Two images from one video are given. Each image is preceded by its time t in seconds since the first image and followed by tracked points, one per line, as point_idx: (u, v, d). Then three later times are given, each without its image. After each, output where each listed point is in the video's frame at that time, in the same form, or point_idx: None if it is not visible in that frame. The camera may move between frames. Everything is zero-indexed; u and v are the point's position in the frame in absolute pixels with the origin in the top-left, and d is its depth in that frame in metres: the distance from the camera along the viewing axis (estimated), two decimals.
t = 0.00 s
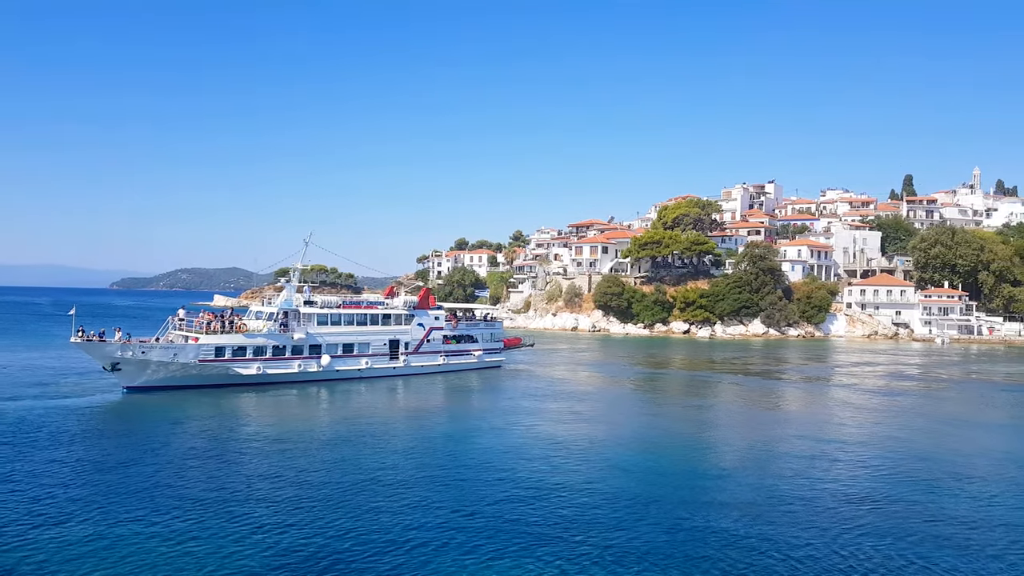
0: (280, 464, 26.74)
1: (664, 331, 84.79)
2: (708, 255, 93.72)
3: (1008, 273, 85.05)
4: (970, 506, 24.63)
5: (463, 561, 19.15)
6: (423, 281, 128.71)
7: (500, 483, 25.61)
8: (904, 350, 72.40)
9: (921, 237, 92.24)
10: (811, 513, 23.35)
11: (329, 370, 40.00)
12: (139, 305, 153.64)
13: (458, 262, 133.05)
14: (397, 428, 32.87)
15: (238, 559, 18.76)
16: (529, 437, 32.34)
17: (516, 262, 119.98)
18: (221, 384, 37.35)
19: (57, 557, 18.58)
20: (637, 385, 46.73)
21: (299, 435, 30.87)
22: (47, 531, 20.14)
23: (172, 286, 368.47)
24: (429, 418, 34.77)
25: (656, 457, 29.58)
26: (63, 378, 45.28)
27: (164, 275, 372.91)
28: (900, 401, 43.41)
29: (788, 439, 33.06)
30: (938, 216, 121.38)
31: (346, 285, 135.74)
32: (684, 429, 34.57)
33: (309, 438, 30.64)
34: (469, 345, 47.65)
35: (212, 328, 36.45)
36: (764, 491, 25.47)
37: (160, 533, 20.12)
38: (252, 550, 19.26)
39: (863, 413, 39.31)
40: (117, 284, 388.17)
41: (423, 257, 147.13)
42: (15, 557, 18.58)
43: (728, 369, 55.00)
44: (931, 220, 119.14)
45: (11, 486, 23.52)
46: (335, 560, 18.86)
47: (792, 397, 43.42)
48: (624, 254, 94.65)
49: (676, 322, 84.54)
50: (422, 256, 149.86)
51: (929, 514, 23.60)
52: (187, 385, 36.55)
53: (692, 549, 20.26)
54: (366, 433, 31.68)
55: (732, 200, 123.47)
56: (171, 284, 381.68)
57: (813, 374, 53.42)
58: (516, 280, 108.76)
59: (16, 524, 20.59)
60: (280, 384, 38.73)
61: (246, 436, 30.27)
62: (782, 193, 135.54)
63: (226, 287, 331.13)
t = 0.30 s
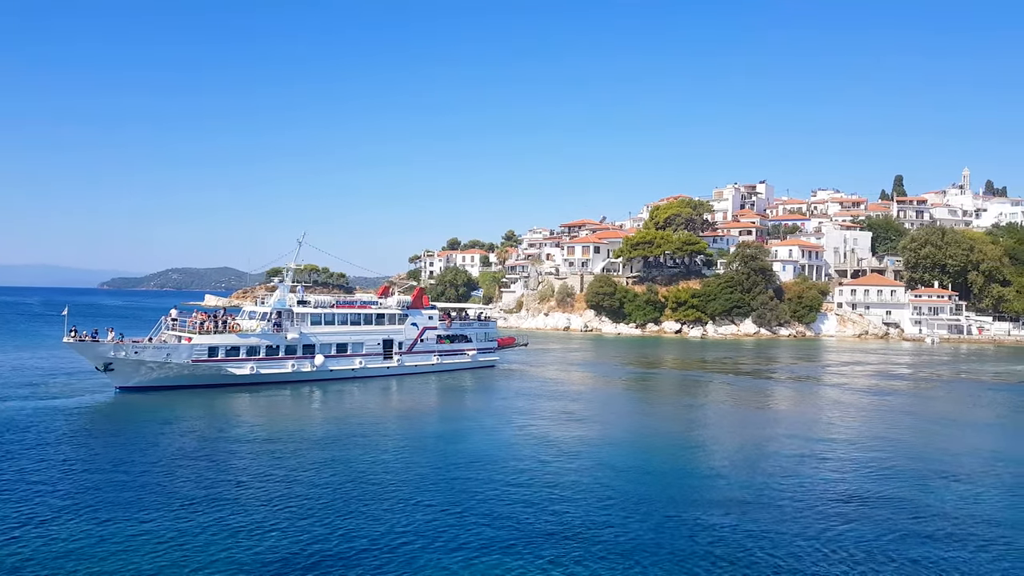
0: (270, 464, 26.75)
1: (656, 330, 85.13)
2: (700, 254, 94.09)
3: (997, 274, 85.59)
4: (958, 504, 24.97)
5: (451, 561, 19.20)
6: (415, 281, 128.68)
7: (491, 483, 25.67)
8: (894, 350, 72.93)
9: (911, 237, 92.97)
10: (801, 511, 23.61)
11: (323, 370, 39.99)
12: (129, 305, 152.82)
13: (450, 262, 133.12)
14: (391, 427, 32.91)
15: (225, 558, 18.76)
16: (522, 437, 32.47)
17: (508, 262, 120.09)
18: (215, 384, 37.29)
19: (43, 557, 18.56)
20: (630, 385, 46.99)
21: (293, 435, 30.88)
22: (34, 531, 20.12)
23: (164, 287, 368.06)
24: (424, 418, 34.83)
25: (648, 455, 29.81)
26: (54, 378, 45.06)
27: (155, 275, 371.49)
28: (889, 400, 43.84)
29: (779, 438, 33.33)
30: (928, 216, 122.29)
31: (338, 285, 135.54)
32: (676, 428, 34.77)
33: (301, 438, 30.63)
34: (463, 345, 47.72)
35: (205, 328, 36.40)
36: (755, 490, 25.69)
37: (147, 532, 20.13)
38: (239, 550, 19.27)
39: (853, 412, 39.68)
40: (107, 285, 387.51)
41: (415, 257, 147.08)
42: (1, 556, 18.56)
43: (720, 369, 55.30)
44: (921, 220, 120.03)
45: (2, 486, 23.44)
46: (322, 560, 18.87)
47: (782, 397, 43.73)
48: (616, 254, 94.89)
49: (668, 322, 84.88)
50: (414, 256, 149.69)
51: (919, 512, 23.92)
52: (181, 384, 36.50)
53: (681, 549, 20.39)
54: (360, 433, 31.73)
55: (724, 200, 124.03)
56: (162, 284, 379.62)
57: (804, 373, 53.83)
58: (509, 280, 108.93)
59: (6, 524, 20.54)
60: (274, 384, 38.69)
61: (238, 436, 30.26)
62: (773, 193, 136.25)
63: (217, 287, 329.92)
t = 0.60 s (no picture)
0: (260, 464, 26.77)
1: (647, 330, 85.43)
2: (691, 254, 94.50)
3: (987, 273, 86.50)
4: (946, 502, 25.29)
5: (439, 560, 19.28)
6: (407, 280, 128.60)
7: (482, 482, 25.79)
8: (884, 349, 73.41)
9: (901, 237, 93.64)
10: (791, 509, 23.86)
11: (317, 369, 39.98)
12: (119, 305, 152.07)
13: (442, 262, 133.11)
14: (385, 427, 32.96)
15: (211, 559, 18.81)
16: (514, 437, 32.61)
17: (500, 262, 120.20)
18: (208, 384, 37.24)
19: (29, 557, 18.62)
20: (622, 384, 47.19)
21: (286, 435, 30.88)
22: (21, 530, 20.16)
23: (155, 287, 366.34)
24: (417, 418, 34.89)
25: (640, 455, 30.03)
26: (44, 378, 44.85)
27: (146, 275, 369.67)
28: (879, 399, 44.20)
29: (770, 437, 33.60)
30: (918, 216, 123.17)
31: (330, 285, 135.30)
32: (669, 428, 34.99)
33: (293, 438, 30.63)
34: (456, 344, 47.80)
35: (199, 328, 36.36)
36: (746, 489, 25.91)
37: (135, 532, 20.17)
38: (226, 550, 19.31)
39: (844, 412, 40.01)
40: (97, 285, 385.48)
41: (407, 257, 146.99)
42: None
43: (712, 369, 55.58)
44: (911, 220, 120.88)
45: None
46: (310, 561, 18.90)
47: (774, 396, 44.03)
48: (608, 254, 95.16)
49: (659, 322, 85.24)
50: (406, 256, 149.52)
51: (907, 511, 24.22)
52: (174, 385, 36.44)
53: (671, 547, 20.59)
54: (353, 433, 31.77)
55: (715, 201, 124.55)
56: (152, 284, 377.64)
57: (796, 373, 54.18)
58: (501, 280, 109.05)
59: None
60: (267, 384, 38.65)
61: (229, 436, 30.27)
62: (764, 193, 136.93)
63: (208, 287, 328.42)
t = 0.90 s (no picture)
0: (254, 464, 26.80)
1: (641, 330, 85.72)
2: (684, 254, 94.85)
3: (978, 273, 87.56)
4: (936, 501, 25.58)
5: (431, 561, 19.37)
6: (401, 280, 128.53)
7: (476, 482, 25.90)
8: (876, 349, 73.83)
9: (894, 237, 94.22)
10: (782, 509, 24.09)
11: (311, 369, 40.00)
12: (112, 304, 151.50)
13: (436, 262, 133.09)
14: (380, 428, 33.01)
15: (203, 559, 18.84)
16: (509, 437, 32.75)
17: (494, 262, 120.31)
18: (203, 384, 37.21)
19: (20, 558, 18.61)
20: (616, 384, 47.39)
21: (281, 435, 30.92)
22: (12, 531, 20.16)
23: (148, 286, 365.07)
24: (412, 418, 34.94)
25: (634, 454, 30.22)
26: (37, 379, 44.71)
27: (138, 275, 368.19)
28: (871, 398, 44.51)
29: (763, 437, 33.84)
30: (910, 216, 123.93)
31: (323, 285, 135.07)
32: (662, 427, 35.21)
33: (288, 438, 30.67)
34: (451, 344, 47.88)
35: (194, 328, 36.35)
36: (738, 489, 26.11)
37: (126, 533, 20.16)
38: (216, 550, 19.32)
39: (837, 411, 40.29)
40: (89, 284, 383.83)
41: (400, 257, 146.97)
42: None
43: (706, 368, 55.83)
44: (903, 220, 121.61)
45: None
46: (302, 561, 18.94)
47: (767, 396, 44.28)
48: (602, 254, 95.39)
49: (653, 322, 85.55)
50: (399, 256, 149.44)
51: (897, 509, 24.50)
52: (169, 385, 36.41)
53: (662, 547, 20.75)
54: (348, 433, 31.81)
55: (708, 201, 124.97)
56: (145, 284, 376.09)
57: (789, 372, 54.48)
58: (494, 280, 109.13)
59: None
60: (262, 384, 38.65)
61: (222, 436, 30.24)
62: (757, 194, 137.47)
63: (201, 287, 327.36)
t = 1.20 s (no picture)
0: (247, 464, 26.81)
1: (634, 329, 85.99)
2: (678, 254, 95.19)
3: (971, 273, 88.19)
4: (926, 499, 25.85)
5: (423, 560, 19.45)
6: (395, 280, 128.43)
7: (469, 482, 25.99)
8: (868, 349, 74.27)
9: (887, 237, 94.75)
10: (773, 507, 24.30)
11: (307, 369, 40.03)
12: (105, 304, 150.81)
13: (430, 262, 133.09)
14: (375, 428, 33.04)
15: (195, 558, 18.86)
16: (504, 436, 32.87)
17: (488, 262, 120.42)
18: (198, 384, 37.20)
19: (11, 557, 18.59)
20: (610, 384, 47.55)
21: (275, 435, 30.94)
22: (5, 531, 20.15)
23: (141, 286, 363.63)
24: (407, 418, 34.99)
25: (628, 453, 30.40)
26: (29, 379, 44.55)
27: (131, 275, 366.76)
28: (864, 398, 44.82)
29: (757, 435, 34.09)
30: (903, 216, 124.62)
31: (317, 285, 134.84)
32: (656, 426, 35.41)
33: (282, 438, 30.68)
34: (447, 344, 47.97)
35: (189, 327, 36.36)
36: (731, 487, 26.30)
37: (117, 533, 20.14)
38: (208, 550, 19.34)
39: (830, 410, 40.56)
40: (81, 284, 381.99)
41: (394, 257, 146.95)
42: None
43: (700, 368, 56.06)
44: (896, 220, 122.27)
45: None
46: (294, 560, 18.98)
47: (761, 395, 44.50)
48: (596, 254, 95.61)
49: (646, 321, 85.85)
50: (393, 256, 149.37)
51: (887, 507, 24.76)
52: (163, 385, 36.40)
53: (654, 545, 20.90)
54: (343, 433, 31.86)
55: (702, 201, 125.34)
56: (138, 284, 374.67)
57: (782, 372, 54.76)
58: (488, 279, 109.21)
59: None
60: (258, 384, 38.66)
61: (215, 436, 30.23)
62: (751, 194, 137.97)
63: (195, 288, 326.44)
